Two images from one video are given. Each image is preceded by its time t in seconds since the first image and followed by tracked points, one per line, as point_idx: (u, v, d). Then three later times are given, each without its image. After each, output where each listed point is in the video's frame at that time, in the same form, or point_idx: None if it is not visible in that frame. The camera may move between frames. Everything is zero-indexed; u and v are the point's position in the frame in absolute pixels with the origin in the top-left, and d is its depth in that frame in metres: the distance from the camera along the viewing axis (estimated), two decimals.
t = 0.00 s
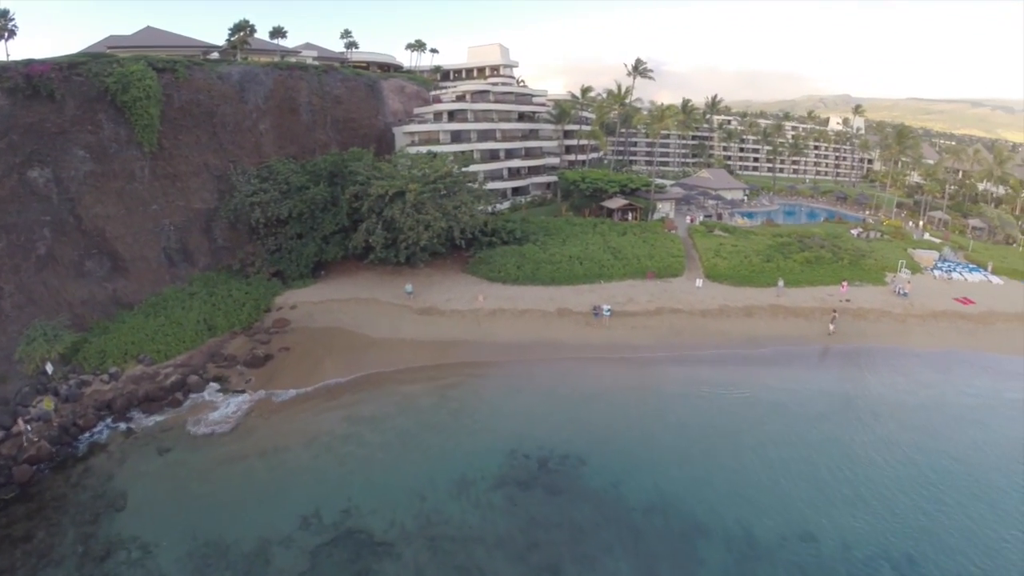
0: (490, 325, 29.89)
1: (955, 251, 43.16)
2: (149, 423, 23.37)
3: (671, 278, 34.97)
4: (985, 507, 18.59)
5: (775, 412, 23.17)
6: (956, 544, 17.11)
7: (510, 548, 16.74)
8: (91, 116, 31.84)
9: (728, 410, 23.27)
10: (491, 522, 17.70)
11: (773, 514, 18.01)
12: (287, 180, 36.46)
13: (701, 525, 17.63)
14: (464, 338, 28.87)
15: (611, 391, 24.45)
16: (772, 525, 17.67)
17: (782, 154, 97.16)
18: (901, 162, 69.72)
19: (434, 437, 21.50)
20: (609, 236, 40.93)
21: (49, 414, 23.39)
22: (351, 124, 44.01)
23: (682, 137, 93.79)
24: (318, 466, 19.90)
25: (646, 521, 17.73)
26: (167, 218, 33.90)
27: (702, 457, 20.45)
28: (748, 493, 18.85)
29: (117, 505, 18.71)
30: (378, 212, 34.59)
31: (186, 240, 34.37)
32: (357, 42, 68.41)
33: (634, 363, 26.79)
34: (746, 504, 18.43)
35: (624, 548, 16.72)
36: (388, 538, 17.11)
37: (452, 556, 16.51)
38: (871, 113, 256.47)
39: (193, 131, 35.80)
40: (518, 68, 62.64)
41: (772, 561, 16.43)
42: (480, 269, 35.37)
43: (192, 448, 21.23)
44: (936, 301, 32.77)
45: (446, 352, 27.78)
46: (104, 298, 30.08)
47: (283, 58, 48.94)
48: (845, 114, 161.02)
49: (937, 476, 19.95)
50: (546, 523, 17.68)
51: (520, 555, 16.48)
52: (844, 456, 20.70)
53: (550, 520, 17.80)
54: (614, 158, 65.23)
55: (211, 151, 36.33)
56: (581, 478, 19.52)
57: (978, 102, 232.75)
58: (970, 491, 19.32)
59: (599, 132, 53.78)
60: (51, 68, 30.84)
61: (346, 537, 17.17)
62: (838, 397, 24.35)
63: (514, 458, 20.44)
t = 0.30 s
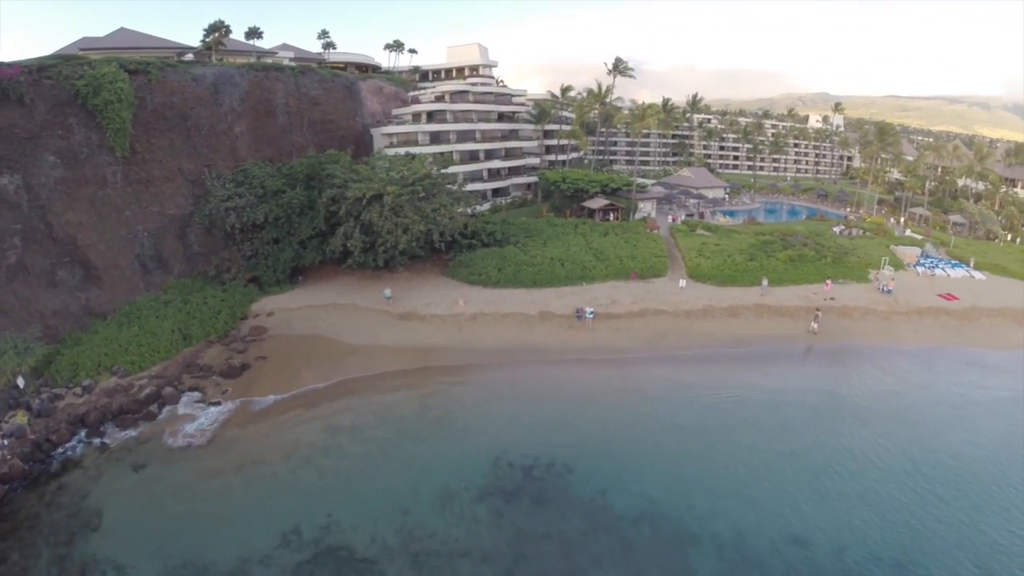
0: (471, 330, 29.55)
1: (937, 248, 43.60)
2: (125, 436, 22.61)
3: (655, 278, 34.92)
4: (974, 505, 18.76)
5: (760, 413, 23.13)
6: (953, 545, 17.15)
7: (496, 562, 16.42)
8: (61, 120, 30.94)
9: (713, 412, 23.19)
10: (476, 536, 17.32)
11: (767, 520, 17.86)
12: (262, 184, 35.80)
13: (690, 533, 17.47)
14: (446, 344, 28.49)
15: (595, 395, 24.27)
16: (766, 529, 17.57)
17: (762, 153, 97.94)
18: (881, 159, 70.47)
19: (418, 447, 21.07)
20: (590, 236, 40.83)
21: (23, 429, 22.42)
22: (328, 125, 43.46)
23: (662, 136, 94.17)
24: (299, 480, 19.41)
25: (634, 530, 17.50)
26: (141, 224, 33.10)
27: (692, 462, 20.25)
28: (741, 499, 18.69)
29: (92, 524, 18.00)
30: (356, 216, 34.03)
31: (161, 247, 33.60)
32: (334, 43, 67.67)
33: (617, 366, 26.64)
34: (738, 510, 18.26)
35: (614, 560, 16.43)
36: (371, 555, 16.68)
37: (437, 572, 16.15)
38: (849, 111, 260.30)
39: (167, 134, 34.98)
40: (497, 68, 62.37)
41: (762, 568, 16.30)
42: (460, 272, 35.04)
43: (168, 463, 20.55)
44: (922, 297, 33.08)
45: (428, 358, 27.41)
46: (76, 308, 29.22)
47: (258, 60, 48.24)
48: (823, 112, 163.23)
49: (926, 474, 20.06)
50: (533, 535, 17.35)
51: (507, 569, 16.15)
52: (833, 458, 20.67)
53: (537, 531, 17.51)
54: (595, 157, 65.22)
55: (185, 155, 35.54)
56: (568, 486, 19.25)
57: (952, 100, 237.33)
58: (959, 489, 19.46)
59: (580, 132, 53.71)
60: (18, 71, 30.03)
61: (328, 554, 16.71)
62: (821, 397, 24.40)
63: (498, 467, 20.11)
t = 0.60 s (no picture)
0: (455, 333, 29.24)
1: (922, 243, 44.00)
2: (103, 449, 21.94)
3: (641, 278, 34.84)
4: (967, 502, 18.81)
5: (748, 415, 23.03)
6: (947, 543, 17.19)
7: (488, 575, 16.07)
8: (33, 122, 30.04)
9: (700, 414, 23.10)
10: (465, 549, 16.97)
11: (762, 526, 17.69)
12: (240, 186, 35.14)
13: (684, 540, 17.26)
14: (429, 348, 28.15)
15: (581, 399, 24.06)
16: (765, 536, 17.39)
17: (745, 150, 98.49)
18: (865, 156, 71.12)
19: (405, 457, 20.67)
20: (575, 236, 40.65)
21: None
22: (307, 126, 42.85)
23: (645, 134, 94.37)
24: (283, 494, 18.90)
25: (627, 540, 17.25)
26: (117, 229, 32.32)
27: (682, 466, 20.10)
28: (736, 505, 18.50)
29: (70, 544, 17.33)
30: (336, 218, 33.53)
31: (137, 252, 32.87)
32: (313, 42, 66.82)
33: (604, 368, 26.43)
34: (732, 514, 18.15)
35: (608, 570, 16.18)
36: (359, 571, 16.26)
37: None
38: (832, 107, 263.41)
39: (142, 136, 34.19)
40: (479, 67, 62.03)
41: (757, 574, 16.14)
42: (444, 274, 34.69)
43: (147, 477, 19.95)
44: (910, 294, 33.36)
45: (412, 363, 27.01)
46: (51, 316, 28.41)
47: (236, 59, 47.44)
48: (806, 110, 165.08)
49: (917, 473, 20.08)
50: (524, 546, 17.05)
51: None
52: (825, 458, 20.65)
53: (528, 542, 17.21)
54: (578, 156, 65.11)
55: (161, 157, 34.81)
56: (559, 494, 18.98)
57: (931, 97, 241.12)
58: (950, 486, 19.56)
59: (563, 130, 53.55)
60: None
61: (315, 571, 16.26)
62: (807, 396, 24.42)
63: (485, 475, 19.83)
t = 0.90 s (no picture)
0: (444, 338, 28.94)
1: (913, 241, 44.21)
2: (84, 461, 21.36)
3: (631, 279, 34.69)
4: (963, 505, 18.80)
5: (740, 419, 22.89)
6: (945, 548, 17.10)
7: None
8: (10, 126, 29.32)
9: (690, 418, 22.96)
10: (457, 565, 16.63)
11: (758, 535, 17.49)
12: (223, 190, 34.63)
13: (680, 550, 17.03)
14: (417, 354, 27.81)
15: (572, 404, 23.83)
16: (762, 545, 17.19)
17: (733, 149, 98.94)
18: (853, 155, 71.59)
19: (394, 467, 20.32)
20: (564, 237, 40.49)
21: None
22: (292, 127, 42.38)
23: (633, 134, 94.48)
24: (269, 508, 18.47)
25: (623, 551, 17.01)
26: (97, 234, 31.69)
27: (676, 473, 19.91)
28: (733, 513, 18.30)
29: (50, 563, 16.76)
30: (321, 221, 33.14)
31: (118, 258, 32.25)
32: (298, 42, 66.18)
33: (595, 371, 26.23)
34: (728, 522, 17.95)
35: None
36: None
37: None
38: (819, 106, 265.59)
39: (123, 139, 33.58)
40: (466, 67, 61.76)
41: None
42: (431, 277, 34.37)
43: (129, 492, 19.44)
44: (903, 293, 33.49)
45: (399, 369, 26.67)
46: (30, 325, 27.63)
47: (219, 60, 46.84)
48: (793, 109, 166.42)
49: (911, 476, 20.03)
50: (518, 560, 16.75)
51: None
52: (818, 463, 20.53)
53: (522, 555, 16.94)
54: (566, 157, 65.00)
55: (142, 161, 34.21)
56: (552, 504, 18.72)
57: (917, 95, 243.84)
58: (946, 488, 19.54)
59: (551, 130, 53.41)
60: None
61: None
62: (798, 399, 24.33)
63: (477, 486, 19.53)
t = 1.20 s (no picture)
0: (430, 343, 28.59)
1: (902, 239, 44.44)
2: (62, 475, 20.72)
3: (621, 280, 34.54)
4: (958, 506, 18.87)
5: (730, 423, 22.72)
6: (941, 555, 17.04)
7: None
8: None
9: (679, 421, 22.79)
10: None
11: (754, 544, 17.31)
12: (203, 192, 33.99)
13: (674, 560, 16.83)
14: (403, 359, 27.45)
15: (561, 410, 23.57)
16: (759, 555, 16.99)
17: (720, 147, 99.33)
18: (840, 153, 72.03)
19: (381, 478, 19.93)
20: (551, 237, 40.26)
21: None
22: (274, 127, 41.81)
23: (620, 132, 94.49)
24: (254, 523, 18.01)
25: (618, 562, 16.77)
26: (75, 239, 30.91)
27: (668, 480, 19.72)
28: (728, 522, 18.09)
29: None
30: (303, 223, 32.66)
31: (97, 263, 31.55)
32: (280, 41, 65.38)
33: (584, 376, 26.01)
34: (725, 532, 17.73)
35: None
36: None
37: None
38: (805, 104, 267.50)
39: (100, 141, 32.79)
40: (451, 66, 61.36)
41: None
42: (417, 280, 33.98)
43: (109, 507, 18.87)
44: (895, 291, 33.60)
45: (384, 375, 26.27)
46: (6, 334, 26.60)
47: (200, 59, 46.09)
48: (779, 107, 167.18)
49: (903, 480, 19.99)
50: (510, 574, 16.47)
51: None
52: (811, 468, 20.39)
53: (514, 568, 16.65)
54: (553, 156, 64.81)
55: (121, 163, 33.51)
56: (543, 515, 18.45)
57: (901, 92, 246.41)
58: (940, 489, 19.61)
59: (538, 130, 53.17)
60: None
61: None
62: (786, 400, 24.26)
63: (467, 497, 19.21)
